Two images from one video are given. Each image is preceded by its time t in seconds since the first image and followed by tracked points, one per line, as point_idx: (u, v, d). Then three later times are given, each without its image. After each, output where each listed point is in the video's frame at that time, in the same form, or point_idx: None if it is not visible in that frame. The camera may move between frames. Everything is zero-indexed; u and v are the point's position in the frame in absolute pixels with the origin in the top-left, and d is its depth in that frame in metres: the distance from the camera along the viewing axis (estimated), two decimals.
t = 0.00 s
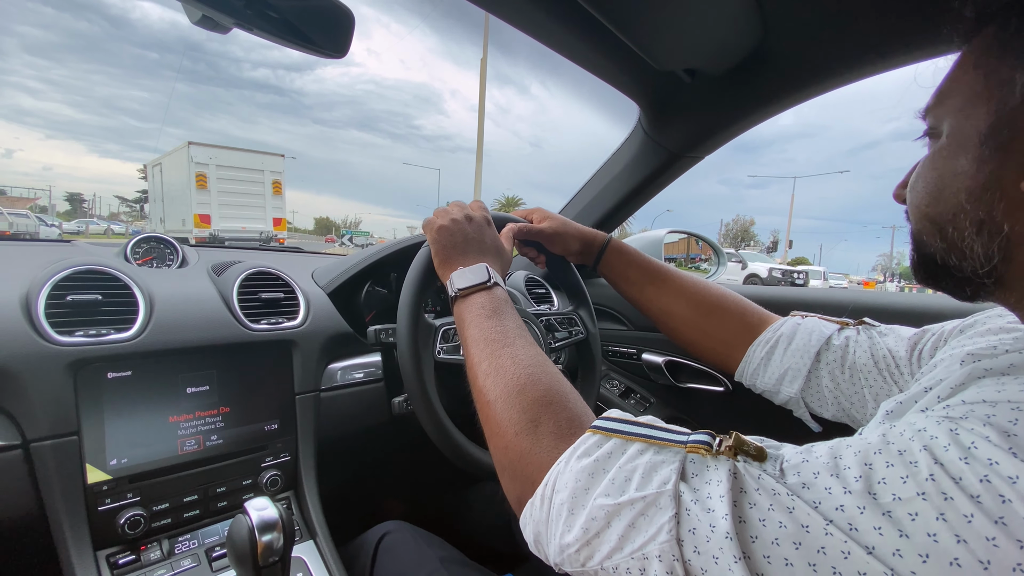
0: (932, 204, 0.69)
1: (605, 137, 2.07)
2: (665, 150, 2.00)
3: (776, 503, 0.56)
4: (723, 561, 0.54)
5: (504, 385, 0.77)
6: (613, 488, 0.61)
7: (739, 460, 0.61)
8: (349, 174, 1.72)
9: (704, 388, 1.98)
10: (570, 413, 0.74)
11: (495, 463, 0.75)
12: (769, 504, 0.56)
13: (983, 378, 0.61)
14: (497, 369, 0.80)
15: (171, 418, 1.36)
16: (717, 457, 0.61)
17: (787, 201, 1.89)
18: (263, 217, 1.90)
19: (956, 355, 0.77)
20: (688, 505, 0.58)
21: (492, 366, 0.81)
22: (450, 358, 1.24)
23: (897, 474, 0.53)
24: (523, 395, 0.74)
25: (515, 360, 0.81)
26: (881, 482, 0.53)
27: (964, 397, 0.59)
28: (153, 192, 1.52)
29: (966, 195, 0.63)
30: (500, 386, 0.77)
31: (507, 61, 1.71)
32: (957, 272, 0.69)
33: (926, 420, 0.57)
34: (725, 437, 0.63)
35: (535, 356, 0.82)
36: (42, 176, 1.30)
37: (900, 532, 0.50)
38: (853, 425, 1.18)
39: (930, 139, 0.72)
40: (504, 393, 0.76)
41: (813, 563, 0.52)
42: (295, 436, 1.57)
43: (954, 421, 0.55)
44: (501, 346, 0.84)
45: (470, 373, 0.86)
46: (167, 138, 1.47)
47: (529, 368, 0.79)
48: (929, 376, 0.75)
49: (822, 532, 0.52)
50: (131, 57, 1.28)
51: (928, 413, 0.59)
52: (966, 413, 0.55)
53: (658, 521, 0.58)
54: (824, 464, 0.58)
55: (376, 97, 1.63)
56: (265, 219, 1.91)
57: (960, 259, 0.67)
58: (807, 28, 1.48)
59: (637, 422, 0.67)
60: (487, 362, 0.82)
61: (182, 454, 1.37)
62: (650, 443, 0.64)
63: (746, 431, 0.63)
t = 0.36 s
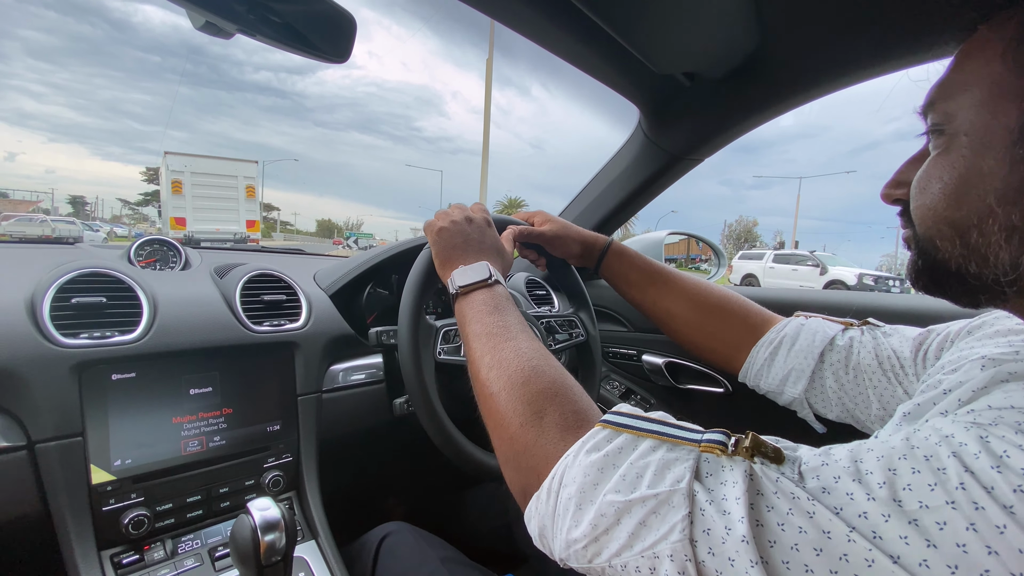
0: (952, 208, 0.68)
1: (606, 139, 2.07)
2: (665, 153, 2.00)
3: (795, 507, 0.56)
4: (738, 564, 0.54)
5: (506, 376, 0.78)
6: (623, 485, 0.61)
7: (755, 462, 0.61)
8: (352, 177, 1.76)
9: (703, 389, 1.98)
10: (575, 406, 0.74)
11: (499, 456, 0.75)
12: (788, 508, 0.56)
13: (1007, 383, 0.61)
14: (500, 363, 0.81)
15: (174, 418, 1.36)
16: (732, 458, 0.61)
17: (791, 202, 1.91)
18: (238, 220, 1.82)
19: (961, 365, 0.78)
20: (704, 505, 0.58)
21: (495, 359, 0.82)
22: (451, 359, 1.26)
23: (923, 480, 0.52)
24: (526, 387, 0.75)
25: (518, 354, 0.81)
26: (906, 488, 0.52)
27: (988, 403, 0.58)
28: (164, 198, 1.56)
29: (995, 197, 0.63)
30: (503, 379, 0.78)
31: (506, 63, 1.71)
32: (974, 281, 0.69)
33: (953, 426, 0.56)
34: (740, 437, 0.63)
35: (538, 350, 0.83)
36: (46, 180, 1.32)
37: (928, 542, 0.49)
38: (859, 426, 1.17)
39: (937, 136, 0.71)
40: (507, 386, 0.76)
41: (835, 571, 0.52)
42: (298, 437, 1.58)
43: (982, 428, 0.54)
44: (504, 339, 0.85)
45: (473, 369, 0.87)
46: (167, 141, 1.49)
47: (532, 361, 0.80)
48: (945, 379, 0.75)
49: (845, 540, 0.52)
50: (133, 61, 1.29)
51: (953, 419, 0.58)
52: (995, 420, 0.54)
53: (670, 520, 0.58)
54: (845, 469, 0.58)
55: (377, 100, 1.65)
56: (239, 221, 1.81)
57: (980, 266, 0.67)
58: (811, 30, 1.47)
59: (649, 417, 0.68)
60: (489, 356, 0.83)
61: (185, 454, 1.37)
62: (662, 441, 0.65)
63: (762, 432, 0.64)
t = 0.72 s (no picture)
0: (957, 208, 0.68)
1: (605, 142, 2.08)
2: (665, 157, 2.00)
3: (795, 483, 0.56)
4: (738, 533, 0.55)
5: (529, 360, 0.80)
6: (632, 456, 0.61)
7: (758, 440, 0.60)
8: (350, 180, 1.75)
9: (702, 391, 1.97)
10: (593, 389, 0.75)
11: (515, 436, 0.76)
12: (788, 483, 0.56)
13: (1004, 372, 0.61)
14: (524, 347, 0.83)
15: (176, 421, 1.37)
16: (736, 436, 0.61)
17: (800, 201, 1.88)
18: (225, 225, 1.73)
19: (960, 363, 0.79)
20: (707, 478, 0.58)
21: (520, 345, 0.84)
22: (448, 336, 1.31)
23: (919, 458, 0.53)
24: (548, 369, 0.77)
25: (543, 341, 0.84)
26: (903, 465, 0.53)
27: (987, 390, 0.59)
28: (165, 206, 1.56)
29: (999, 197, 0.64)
30: (526, 361, 0.80)
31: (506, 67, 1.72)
32: (978, 281, 0.69)
33: (952, 409, 0.57)
34: (745, 418, 0.63)
35: (563, 342, 0.85)
36: (47, 186, 1.30)
37: (920, 515, 0.50)
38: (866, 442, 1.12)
39: (940, 132, 0.71)
40: (530, 367, 0.79)
41: (832, 542, 0.53)
42: (299, 438, 1.58)
43: (980, 411, 0.55)
44: (529, 330, 0.87)
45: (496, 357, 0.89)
46: (168, 145, 1.50)
47: (554, 347, 0.82)
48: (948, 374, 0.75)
49: (841, 513, 0.53)
50: (135, 67, 1.30)
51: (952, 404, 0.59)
52: (992, 404, 0.56)
53: (675, 490, 0.59)
54: (843, 449, 0.58)
55: (378, 104, 1.64)
56: (228, 227, 1.73)
57: (984, 267, 0.67)
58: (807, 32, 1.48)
59: (661, 400, 0.68)
60: (515, 341, 0.85)
61: (187, 456, 1.37)
62: (672, 419, 0.64)
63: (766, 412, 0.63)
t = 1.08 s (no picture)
0: (950, 215, 0.70)
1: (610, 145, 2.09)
2: (671, 161, 1.97)
3: (800, 477, 0.57)
4: (745, 525, 0.56)
5: (545, 360, 0.81)
6: (642, 452, 0.62)
7: (765, 437, 0.61)
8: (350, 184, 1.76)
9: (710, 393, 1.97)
10: (605, 390, 0.77)
11: (529, 434, 0.78)
12: (794, 477, 0.57)
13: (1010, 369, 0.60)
14: (538, 348, 0.85)
15: (190, 424, 1.37)
16: (743, 433, 0.61)
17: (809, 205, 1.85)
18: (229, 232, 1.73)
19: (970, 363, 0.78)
20: (715, 473, 0.59)
21: (536, 345, 0.85)
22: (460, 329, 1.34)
23: (920, 454, 0.52)
24: (562, 369, 0.78)
25: (557, 342, 0.85)
26: (903, 459, 0.53)
27: (993, 386, 0.57)
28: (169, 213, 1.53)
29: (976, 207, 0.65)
30: (540, 361, 0.81)
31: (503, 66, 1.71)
32: (979, 284, 0.69)
33: (955, 404, 0.56)
34: (752, 415, 0.64)
35: (580, 344, 0.86)
36: (48, 193, 1.29)
37: (921, 507, 0.50)
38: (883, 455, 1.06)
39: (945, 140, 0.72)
40: (544, 366, 0.80)
41: (835, 533, 0.53)
42: (309, 441, 1.58)
43: (982, 406, 0.54)
44: (546, 331, 0.89)
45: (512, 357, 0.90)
46: (166, 150, 1.46)
47: (567, 348, 0.83)
48: (957, 374, 0.73)
49: (845, 505, 0.53)
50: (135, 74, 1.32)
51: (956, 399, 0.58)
52: (994, 399, 0.54)
53: (683, 485, 0.59)
54: (848, 444, 0.57)
55: (378, 110, 1.67)
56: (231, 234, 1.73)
57: (978, 271, 0.67)
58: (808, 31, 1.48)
59: (671, 398, 0.69)
60: (529, 342, 0.87)
61: (201, 459, 1.38)
62: (681, 417, 0.65)
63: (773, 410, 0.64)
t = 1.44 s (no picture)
0: (983, 208, 0.69)
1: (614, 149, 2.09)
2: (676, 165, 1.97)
3: (810, 476, 0.57)
4: (753, 522, 0.56)
5: (552, 356, 0.82)
6: (650, 448, 0.62)
7: (775, 436, 0.60)
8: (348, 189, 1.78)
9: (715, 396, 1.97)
10: (614, 386, 0.77)
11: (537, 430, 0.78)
12: (804, 475, 0.57)
13: None
14: (547, 345, 0.85)
15: (198, 426, 1.38)
16: (754, 431, 0.61)
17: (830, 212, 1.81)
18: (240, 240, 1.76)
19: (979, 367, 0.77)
20: (724, 470, 0.59)
21: (543, 342, 0.86)
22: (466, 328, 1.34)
23: (933, 455, 0.52)
24: (570, 366, 0.79)
25: (565, 340, 0.85)
26: (915, 459, 0.53)
27: (1006, 388, 0.57)
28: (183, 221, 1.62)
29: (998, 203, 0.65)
30: (549, 358, 0.82)
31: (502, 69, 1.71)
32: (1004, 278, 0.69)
33: (968, 405, 0.56)
34: (762, 413, 0.63)
35: (587, 342, 0.86)
36: (47, 199, 1.32)
37: (933, 508, 0.50)
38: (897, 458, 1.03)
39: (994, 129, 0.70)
40: (553, 363, 0.81)
41: (846, 533, 0.53)
42: (315, 443, 1.58)
43: (995, 408, 0.54)
44: (553, 329, 0.89)
45: (520, 354, 0.91)
46: (167, 157, 1.49)
47: (576, 346, 0.84)
48: (970, 376, 0.74)
49: (856, 504, 0.53)
50: (135, 79, 1.31)
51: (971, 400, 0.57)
52: (1009, 401, 0.54)
53: (692, 481, 0.59)
54: (859, 442, 0.57)
55: (376, 113, 1.63)
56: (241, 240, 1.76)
57: (1001, 266, 0.67)
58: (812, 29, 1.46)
59: (682, 396, 0.68)
60: (538, 340, 0.87)
61: (209, 460, 1.38)
62: (690, 415, 0.65)
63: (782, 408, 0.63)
